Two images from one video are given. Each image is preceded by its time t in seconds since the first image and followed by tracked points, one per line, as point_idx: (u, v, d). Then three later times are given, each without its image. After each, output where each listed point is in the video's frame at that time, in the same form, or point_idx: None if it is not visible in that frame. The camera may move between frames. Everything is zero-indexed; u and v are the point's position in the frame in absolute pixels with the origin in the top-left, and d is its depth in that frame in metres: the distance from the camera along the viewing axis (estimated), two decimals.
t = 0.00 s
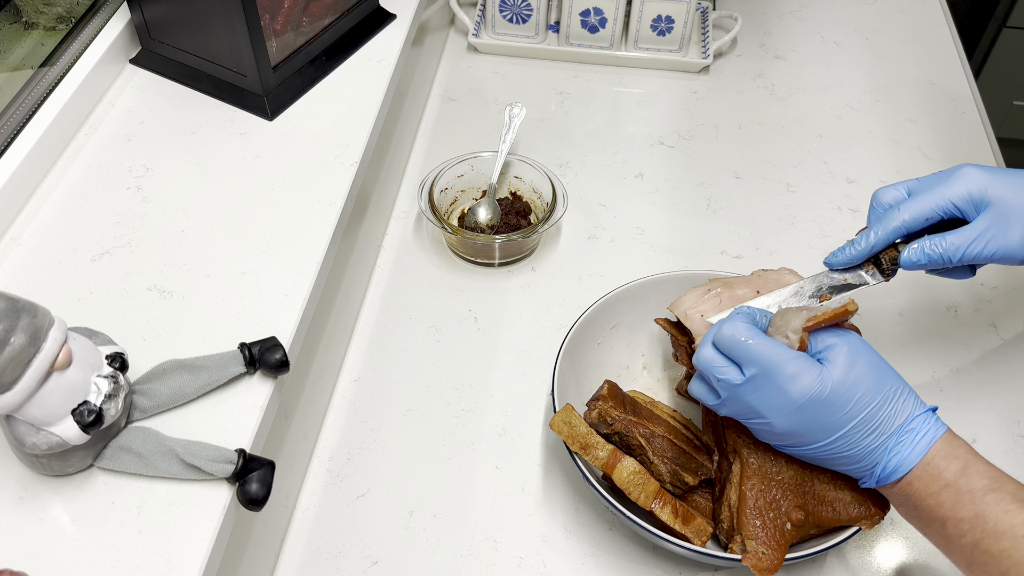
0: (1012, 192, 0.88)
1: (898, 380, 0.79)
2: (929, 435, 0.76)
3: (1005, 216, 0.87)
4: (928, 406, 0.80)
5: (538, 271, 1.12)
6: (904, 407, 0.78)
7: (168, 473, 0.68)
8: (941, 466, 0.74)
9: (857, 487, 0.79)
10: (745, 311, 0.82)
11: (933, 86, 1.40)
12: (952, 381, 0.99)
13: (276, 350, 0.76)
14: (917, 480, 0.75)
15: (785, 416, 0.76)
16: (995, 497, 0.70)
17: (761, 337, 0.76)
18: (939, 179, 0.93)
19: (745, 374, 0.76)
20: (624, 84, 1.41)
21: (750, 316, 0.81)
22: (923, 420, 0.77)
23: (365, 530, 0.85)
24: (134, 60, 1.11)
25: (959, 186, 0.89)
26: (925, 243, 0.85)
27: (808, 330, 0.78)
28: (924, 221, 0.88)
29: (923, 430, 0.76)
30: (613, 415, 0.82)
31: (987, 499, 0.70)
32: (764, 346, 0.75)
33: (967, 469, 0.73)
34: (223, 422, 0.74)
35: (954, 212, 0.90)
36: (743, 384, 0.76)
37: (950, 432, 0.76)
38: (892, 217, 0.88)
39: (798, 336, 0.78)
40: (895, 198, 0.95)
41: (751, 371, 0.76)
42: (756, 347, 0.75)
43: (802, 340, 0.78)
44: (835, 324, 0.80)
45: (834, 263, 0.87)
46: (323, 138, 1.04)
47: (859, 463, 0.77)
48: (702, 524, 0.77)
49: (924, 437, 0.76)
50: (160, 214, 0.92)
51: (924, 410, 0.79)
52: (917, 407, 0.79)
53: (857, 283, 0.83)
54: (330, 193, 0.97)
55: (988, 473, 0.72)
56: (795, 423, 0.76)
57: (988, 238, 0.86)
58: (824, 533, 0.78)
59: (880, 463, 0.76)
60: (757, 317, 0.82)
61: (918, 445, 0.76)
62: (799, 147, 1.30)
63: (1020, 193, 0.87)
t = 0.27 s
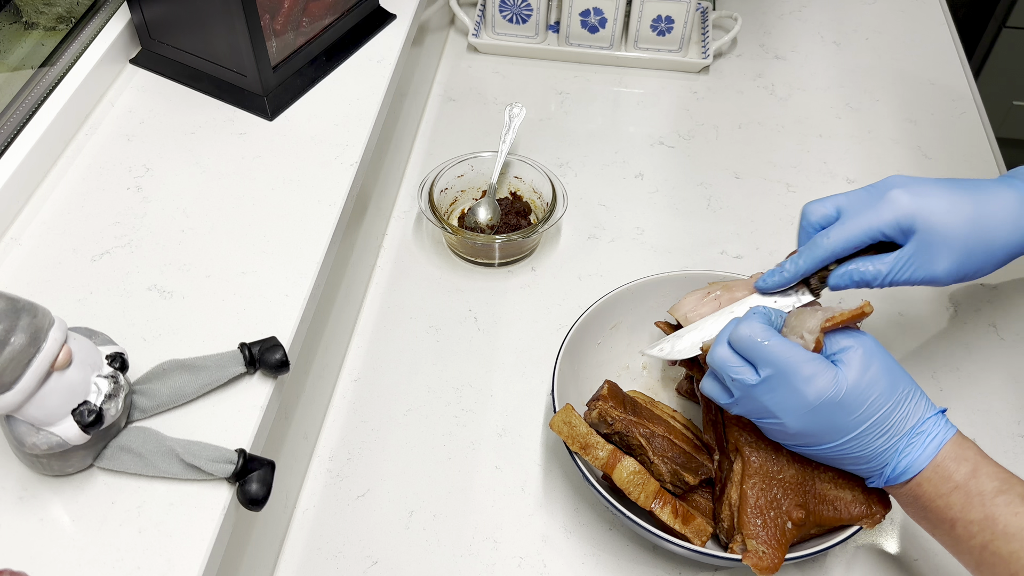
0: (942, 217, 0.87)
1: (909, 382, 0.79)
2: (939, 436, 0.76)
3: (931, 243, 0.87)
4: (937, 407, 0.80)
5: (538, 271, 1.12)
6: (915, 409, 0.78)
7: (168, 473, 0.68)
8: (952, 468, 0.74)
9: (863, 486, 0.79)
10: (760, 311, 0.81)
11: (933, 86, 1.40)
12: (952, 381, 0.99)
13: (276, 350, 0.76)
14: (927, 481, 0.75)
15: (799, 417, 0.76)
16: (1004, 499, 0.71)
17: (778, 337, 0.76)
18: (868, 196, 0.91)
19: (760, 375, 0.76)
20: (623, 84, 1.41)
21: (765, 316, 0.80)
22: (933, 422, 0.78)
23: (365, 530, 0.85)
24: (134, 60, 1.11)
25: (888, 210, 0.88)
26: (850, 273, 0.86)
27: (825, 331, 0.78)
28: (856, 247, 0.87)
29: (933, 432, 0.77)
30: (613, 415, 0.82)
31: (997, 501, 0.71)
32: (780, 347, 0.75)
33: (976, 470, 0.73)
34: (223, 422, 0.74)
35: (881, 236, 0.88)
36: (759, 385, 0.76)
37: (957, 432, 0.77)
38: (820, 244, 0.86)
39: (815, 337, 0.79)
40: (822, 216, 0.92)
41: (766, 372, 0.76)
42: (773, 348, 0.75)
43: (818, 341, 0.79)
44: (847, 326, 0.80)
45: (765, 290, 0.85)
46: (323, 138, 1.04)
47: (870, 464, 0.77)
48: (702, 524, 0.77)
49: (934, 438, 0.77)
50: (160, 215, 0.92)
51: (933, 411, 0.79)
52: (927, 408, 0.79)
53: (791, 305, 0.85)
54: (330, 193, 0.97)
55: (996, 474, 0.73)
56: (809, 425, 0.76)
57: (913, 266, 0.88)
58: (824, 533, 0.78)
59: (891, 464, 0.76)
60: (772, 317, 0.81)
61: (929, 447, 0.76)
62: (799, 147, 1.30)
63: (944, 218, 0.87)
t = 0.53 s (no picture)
0: (970, 205, 0.87)
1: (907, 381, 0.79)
2: (937, 437, 0.76)
3: (958, 231, 0.87)
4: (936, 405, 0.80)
5: (538, 271, 1.12)
6: (914, 409, 0.78)
7: (168, 473, 0.68)
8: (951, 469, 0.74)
9: (864, 485, 0.79)
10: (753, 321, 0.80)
11: (933, 86, 1.40)
12: (951, 381, 0.99)
13: (276, 350, 0.76)
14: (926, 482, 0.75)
15: (797, 428, 0.75)
16: (1003, 500, 0.71)
17: (773, 351, 0.75)
18: (892, 187, 0.90)
19: (757, 388, 0.75)
20: (623, 84, 1.41)
21: (758, 327, 0.79)
22: (932, 421, 0.77)
23: (365, 530, 0.85)
24: (134, 60, 1.11)
25: (913, 200, 0.88)
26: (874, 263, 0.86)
27: (819, 339, 0.77)
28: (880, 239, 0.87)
29: (933, 432, 0.77)
30: (612, 415, 0.82)
31: (996, 502, 0.71)
32: (774, 361, 0.74)
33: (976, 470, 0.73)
34: (223, 422, 0.74)
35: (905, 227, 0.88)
36: (755, 399, 0.76)
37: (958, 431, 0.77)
38: (845, 237, 0.86)
39: (808, 345, 0.77)
40: (846, 209, 0.92)
41: (763, 386, 0.75)
42: (767, 363, 0.74)
43: (813, 349, 0.77)
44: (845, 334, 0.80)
45: (789, 285, 0.85)
46: (323, 138, 1.04)
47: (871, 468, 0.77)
48: (701, 524, 0.77)
49: (933, 438, 0.76)
50: (160, 215, 0.92)
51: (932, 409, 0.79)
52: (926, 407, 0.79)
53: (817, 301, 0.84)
54: (330, 193, 0.97)
55: (996, 474, 0.73)
56: (809, 434, 0.75)
57: (943, 256, 0.87)
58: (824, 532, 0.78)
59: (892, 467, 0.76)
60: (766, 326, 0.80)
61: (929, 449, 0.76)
62: (798, 146, 1.30)
63: (971, 206, 0.87)
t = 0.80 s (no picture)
0: None
1: (899, 385, 0.78)
2: (930, 441, 0.76)
3: None
4: (934, 404, 0.79)
5: (538, 271, 1.12)
6: (908, 413, 0.77)
7: (168, 473, 0.68)
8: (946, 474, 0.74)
9: (864, 486, 0.78)
10: (732, 342, 0.79)
11: (933, 86, 1.40)
12: (951, 381, 0.99)
13: (276, 350, 0.76)
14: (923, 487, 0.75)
15: (784, 446, 0.76)
16: (999, 506, 0.70)
17: (753, 376, 0.75)
18: (1011, 186, 0.89)
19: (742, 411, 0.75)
20: (623, 84, 1.41)
21: (737, 349, 0.78)
22: (926, 424, 0.77)
23: (365, 530, 0.85)
24: (134, 60, 1.11)
25: None
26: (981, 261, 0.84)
27: (800, 357, 0.75)
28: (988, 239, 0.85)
29: (929, 436, 0.76)
30: (613, 415, 0.82)
31: (992, 508, 0.70)
32: (754, 386, 0.74)
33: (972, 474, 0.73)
34: (223, 422, 0.74)
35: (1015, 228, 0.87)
36: (739, 421, 0.76)
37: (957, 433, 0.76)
38: (958, 233, 0.84)
39: (788, 364, 0.75)
40: (959, 204, 0.91)
41: (748, 409, 0.75)
42: (748, 389, 0.74)
43: (794, 367, 0.75)
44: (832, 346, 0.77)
45: (893, 275, 0.83)
46: (323, 138, 1.04)
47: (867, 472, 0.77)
48: (701, 524, 0.77)
49: (930, 442, 0.76)
50: (160, 214, 0.92)
51: (929, 410, 0.78)
52: (922, 407, 0.78)
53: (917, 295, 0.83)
54: (330, 193, 0.97)
55: (994, 477, 0.72)
56: (799, 449, 0.75)
57: None
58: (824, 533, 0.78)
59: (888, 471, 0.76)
60: (747, 345, 0.79)
61: (925, 452, 0.75)
62: (799, 146, 1.30)
63: None
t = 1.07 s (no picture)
0: None
1: (903, 390, 0.78)
2: (934, 446, 0.76)
3: None
4: (938, 408, 0.79)
5: (538, 271, 1.12)
6: (912, 417, 0.77)
7: (168, 473, 0.68)
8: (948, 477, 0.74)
9: (864, 486, 0.78)
10: (737, 343, 0.79)
11: (933, 87, 1.40)
12: (952, 381, 0.99)
13: (276, 350, 0.77)
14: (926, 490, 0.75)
15: (786, 448, 0.76)
16: (1000, 513, 0.70)
17: (756, 378, 0.75)
18: (983, 145, 0.91)
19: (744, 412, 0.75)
20: (623, 84, 1.41)
21: (742, 349, 0.79)
22: (929, 429, 0.77)
23: (365, 530, 0.85)
24: (134, 60, 1.11)
25: (1004, 155, 0.87)
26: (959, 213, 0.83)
27: (803, 359, 0.76)
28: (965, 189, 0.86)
29: (932, 440, 0.76)
30: (613, 415, 0.82)
31: (994, 515, 0.70)
32: (757, 388, 0.74)
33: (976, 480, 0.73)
34: (223, 422, 0.74)
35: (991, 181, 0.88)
36: (742, 422, 0.76)
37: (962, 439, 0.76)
38: (931, 182, 0.85)
39: (791, 366, 0.76)
40: (932, 159, 0.93)
41: (750, 411, 0.75)
42: (751, 391, 0.74)
43: (796, 369, 0.76)
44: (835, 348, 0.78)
45: (862, 223, 0.83)
46: (323, 138, 1.04)
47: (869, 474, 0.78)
48: (701, 524, 0.77)
49: (933, 446, 0.76)
50: (160, 215, 0.92)
51: (933, 414, 0.78)
52: (927, 412, 0.78)
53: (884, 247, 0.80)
54: (330, 193, 0.97)
55: (997, 484, 0.72)
56: (801, 451, 0.76)
57: None
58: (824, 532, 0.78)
59: (889, 474, 0.77)
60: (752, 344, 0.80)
61: (927, 457, 0.76)
62: (799, 146, 1.30)
63: None
